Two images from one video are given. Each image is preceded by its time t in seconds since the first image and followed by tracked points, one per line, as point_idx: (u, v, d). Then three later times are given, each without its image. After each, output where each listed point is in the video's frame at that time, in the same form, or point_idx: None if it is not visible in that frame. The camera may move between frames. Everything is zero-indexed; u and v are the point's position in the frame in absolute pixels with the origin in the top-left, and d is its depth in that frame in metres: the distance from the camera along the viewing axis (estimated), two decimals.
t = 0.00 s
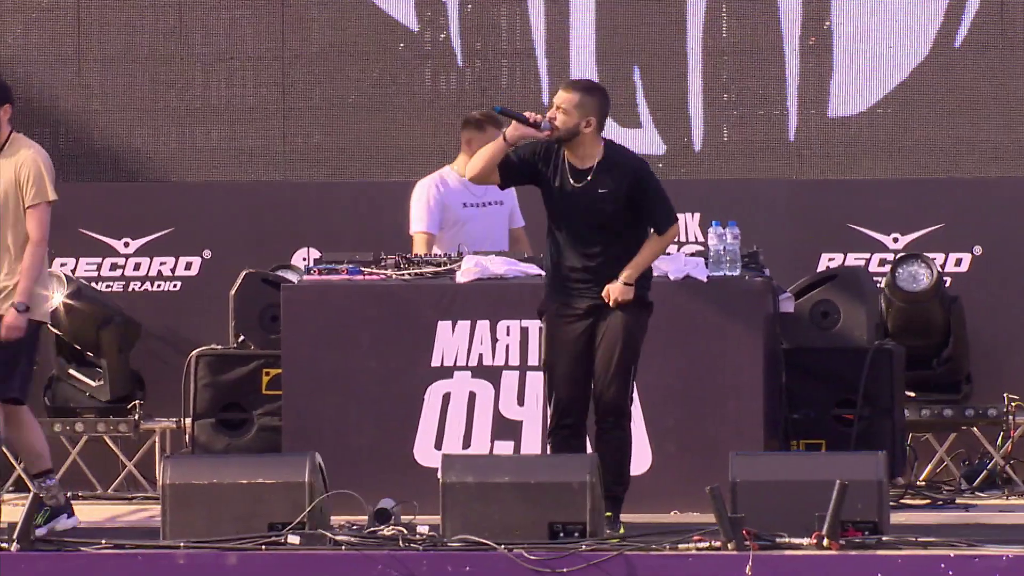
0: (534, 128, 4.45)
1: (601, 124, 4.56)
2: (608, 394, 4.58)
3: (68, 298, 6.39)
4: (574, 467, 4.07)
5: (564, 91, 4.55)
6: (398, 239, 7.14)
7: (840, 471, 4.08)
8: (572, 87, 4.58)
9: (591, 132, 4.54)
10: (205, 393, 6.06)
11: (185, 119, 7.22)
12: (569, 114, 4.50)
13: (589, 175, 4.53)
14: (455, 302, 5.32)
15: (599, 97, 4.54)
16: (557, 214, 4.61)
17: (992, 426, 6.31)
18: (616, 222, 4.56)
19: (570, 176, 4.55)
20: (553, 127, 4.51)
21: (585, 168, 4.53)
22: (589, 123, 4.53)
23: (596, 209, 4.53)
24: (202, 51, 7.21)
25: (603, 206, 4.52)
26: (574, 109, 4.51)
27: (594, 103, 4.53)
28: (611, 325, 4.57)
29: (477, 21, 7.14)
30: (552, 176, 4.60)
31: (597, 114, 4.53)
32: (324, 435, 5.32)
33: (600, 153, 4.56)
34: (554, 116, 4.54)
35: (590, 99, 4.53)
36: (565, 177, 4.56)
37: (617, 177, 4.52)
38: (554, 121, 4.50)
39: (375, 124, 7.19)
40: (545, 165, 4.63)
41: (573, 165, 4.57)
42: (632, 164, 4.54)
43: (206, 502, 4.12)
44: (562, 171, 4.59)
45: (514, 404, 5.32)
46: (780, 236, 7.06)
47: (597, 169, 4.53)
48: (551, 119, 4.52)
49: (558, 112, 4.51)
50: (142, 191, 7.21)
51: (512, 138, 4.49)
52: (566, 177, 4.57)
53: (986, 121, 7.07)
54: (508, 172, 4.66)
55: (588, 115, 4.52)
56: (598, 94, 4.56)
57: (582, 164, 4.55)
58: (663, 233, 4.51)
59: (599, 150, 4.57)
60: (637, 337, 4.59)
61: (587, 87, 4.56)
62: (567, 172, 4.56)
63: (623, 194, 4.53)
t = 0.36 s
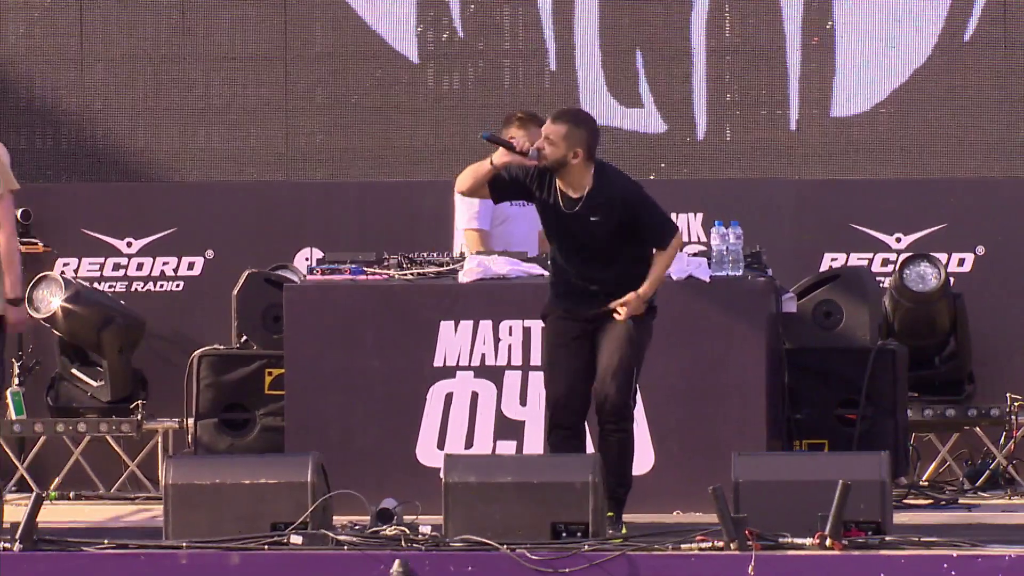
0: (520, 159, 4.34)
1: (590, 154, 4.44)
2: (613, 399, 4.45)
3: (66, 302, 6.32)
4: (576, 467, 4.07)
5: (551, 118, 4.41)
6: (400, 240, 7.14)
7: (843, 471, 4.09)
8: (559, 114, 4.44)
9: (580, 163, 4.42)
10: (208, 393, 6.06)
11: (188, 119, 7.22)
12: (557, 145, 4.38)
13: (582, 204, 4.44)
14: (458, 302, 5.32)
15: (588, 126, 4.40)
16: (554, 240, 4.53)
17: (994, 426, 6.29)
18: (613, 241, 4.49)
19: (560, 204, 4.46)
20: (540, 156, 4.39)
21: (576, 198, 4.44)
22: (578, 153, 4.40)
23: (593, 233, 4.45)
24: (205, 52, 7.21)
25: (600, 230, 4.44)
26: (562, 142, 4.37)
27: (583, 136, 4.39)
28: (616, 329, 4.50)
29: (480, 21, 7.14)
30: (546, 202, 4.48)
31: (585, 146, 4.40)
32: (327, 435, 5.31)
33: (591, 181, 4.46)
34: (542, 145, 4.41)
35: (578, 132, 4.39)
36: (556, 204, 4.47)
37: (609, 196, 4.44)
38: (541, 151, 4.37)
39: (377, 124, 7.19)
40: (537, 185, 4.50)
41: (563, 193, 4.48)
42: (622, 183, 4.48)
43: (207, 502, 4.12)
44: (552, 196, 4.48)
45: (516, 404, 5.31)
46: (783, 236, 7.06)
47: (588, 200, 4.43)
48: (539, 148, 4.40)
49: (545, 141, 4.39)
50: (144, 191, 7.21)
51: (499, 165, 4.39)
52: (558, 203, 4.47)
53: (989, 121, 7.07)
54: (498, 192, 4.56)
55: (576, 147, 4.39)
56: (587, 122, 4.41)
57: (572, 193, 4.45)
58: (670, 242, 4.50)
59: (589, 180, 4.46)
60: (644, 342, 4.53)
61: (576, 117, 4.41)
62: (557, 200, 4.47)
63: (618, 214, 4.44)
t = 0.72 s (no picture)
0: (519, 143, 4.29)
1: (585, 127, 4.45)
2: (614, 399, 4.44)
3: (63, 305, 6.37)
4: (576, 466, 4.07)
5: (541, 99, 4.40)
6: (400, 239, 7.12)
7: (843, 471, 4.09)
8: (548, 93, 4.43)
9: (576, 138, 4.43)
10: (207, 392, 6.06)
11: (187, 118, 7.22)
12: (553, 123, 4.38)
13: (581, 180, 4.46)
14: (457, 302, 5.32)
15: (577, 98, 4.42)
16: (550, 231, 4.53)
17: (993, 426, 6.29)
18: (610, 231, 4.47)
19: (558, 185, 4.48)
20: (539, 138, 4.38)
21: (576, 174, 4.47)
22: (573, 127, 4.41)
23: (589, 219, 4.45)
24: (204, 51, 7.21)
25: (596, 216, 4.45)
26: (556, 118, 4.37)
27: (576, 110, 4.41)
28: (618, 330, 4.49)
29: (480, 20, 7.13)
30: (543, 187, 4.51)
31: (579, 120, 4.41)
32: (326, 435, 5.31)
33: (588, 154, 4.48)
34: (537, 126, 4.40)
35: (571, 107, 4.40)
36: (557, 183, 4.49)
37: (605, 178, 4.45)
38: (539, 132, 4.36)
39: (376, 124, 7.19)
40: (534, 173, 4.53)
41: (560, 171, 4.50)
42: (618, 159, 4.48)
43: (207, 501, 4.11)
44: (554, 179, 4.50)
45: (516, 403, 5.31)
46: (783, 235, 7.05)
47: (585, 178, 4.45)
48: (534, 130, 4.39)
49: (541, 122, 4.38)
50: (143, 190, 7.20)
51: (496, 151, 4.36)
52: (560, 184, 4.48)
53: (988, 121, 7.07)
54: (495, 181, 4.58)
55: (571, 122, 4.40)
56: (575, 95, 4.43)
57: (571, 169, 4.47)
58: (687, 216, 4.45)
59: (585, 154, 4.48)
60: (645, 342, 4.52)
61: (566, 92, 4.42)
62: (554, 180, 4.50)
63: (615, 197, 4.45)
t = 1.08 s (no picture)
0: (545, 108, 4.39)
1: (607, 102, 4.55)
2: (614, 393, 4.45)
3: (59, 311, 6.33)
4: (576, 466, 4.06)
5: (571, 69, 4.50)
6: (398, 239, 7.13)
7: (841, 471, 4.08)
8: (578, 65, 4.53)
9: (598, 111, 4.53)
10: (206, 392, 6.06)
11: (186, 117, 7.22)
12: (579, 93, 4.48)
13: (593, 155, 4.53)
14: (456, 301, 5.33)
15: (606, 73, 4.51)
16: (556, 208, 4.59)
17: (991, 425, 6.30)
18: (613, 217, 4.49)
19: (573, 155, 4.56)
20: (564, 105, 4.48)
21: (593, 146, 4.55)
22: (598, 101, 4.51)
23: (593, 199, 4.49)
24: (203, 50, 7.20)
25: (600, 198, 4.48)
26: (584, 89, 4.48)
27: (602, 82, 4.50)
28: (616, 330, 4.48)
29: (479, 20, 7.13)
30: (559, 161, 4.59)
31: (604, 93, 4.51)
32: (324, 435, 5.30)
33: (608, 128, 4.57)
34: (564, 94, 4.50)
35: (598, 79, 4.50)
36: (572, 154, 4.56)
37: (616, 161, 4.49)
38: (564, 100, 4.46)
39: (375, 123, 7.18)
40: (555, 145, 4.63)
41: (577, 142, 4.59)
42: (635, 143, 4.51)
43: (206, 501, 4.08)
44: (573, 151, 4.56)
45: (514, 403, 5.31)
46: (781, 234, 7.05)
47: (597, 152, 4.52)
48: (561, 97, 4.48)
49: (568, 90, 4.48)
50: (142, 190, 7.20)
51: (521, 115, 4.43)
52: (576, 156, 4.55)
53: (986, 120, 7.07)
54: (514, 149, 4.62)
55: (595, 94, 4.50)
56: (603, 70, 4.52)
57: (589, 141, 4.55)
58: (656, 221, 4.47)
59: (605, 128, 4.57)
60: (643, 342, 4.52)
61: (594, 64, 4.51)
62: (571, 151, 4.58)
63: (622, 183, 4.48)
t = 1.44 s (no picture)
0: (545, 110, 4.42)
1: (610, 110, 4.58)
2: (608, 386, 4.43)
3: (56, 316, 6.31)
4: (574, 466, 4.06)
5: (576, 73, 4.53)
6: (396, 240, 7.13)
7: (839, 471, 4.07)
8: (584, 70, 4.56)
9: (601, 118, 4.56)
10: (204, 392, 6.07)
11: (184, 118, 7.22)
12: (582, 98, 4.50)
13: (597, 160, 4.53)
14: (454, 301, 5.33)
15: (611, 80, 4.54)
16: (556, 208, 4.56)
17: (990, 426, 6.29)
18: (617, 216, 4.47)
19: (576, 160, 4.56)
20: (567, 110, 4.50)
21: (595, 153, 4.57)
22: (600, 108, 4.54)
23: (599, 198, 4.47)
24: (201, 50, 7.21)
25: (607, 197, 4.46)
26: (587, 94, 4.50)
27: (607, 90, 4.53)
28: (612, 331, 4.48)
29: (477, 20, 7.13)
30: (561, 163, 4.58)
31: (608, 101, 4.54)
32: (322, 435, 5.30)
33: (610, 135, 4.59)
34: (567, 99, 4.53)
35: (602, 85, 4.53)
36: (573, 159, 4.57)
37: (622, 161, 4.50)
38: (567, 104, 4.49)
39: (373, 123, 7.18)
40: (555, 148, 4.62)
41: (577, 148, 4.62)
42: (639, 145, 4.53)
43: (205, 501, 4.08)
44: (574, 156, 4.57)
45: (512, 403, 5.31)
46: (780, 235, 7.05)
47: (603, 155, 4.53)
48: (564, 101, 4.51)
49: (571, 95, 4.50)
50: (141, 191, 7.20)
51: (523, 111, 4.47)
52: (576, 160, 4.56)
53: (984, 120, 7.07)
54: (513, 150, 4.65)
55: (599, 102, 4.53)
56: (608, 77, 4.55)
57: (591, 147, 4.57)
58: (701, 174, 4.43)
59: (607, 136, 4.59)
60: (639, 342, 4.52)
61: (600, 71, 4.54)
62: (572, 155, 4.60)
63: (628, 182, 4.48)
